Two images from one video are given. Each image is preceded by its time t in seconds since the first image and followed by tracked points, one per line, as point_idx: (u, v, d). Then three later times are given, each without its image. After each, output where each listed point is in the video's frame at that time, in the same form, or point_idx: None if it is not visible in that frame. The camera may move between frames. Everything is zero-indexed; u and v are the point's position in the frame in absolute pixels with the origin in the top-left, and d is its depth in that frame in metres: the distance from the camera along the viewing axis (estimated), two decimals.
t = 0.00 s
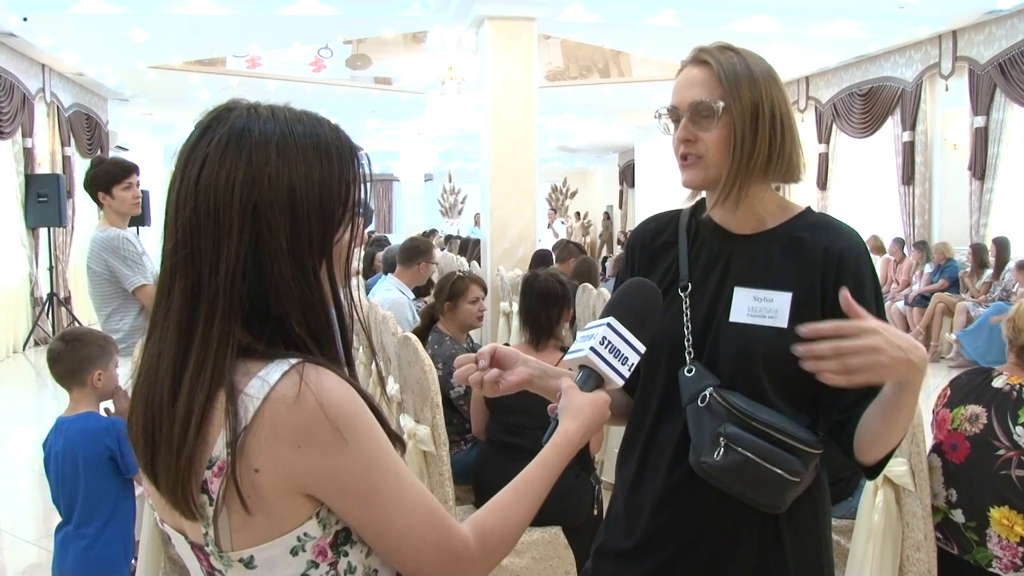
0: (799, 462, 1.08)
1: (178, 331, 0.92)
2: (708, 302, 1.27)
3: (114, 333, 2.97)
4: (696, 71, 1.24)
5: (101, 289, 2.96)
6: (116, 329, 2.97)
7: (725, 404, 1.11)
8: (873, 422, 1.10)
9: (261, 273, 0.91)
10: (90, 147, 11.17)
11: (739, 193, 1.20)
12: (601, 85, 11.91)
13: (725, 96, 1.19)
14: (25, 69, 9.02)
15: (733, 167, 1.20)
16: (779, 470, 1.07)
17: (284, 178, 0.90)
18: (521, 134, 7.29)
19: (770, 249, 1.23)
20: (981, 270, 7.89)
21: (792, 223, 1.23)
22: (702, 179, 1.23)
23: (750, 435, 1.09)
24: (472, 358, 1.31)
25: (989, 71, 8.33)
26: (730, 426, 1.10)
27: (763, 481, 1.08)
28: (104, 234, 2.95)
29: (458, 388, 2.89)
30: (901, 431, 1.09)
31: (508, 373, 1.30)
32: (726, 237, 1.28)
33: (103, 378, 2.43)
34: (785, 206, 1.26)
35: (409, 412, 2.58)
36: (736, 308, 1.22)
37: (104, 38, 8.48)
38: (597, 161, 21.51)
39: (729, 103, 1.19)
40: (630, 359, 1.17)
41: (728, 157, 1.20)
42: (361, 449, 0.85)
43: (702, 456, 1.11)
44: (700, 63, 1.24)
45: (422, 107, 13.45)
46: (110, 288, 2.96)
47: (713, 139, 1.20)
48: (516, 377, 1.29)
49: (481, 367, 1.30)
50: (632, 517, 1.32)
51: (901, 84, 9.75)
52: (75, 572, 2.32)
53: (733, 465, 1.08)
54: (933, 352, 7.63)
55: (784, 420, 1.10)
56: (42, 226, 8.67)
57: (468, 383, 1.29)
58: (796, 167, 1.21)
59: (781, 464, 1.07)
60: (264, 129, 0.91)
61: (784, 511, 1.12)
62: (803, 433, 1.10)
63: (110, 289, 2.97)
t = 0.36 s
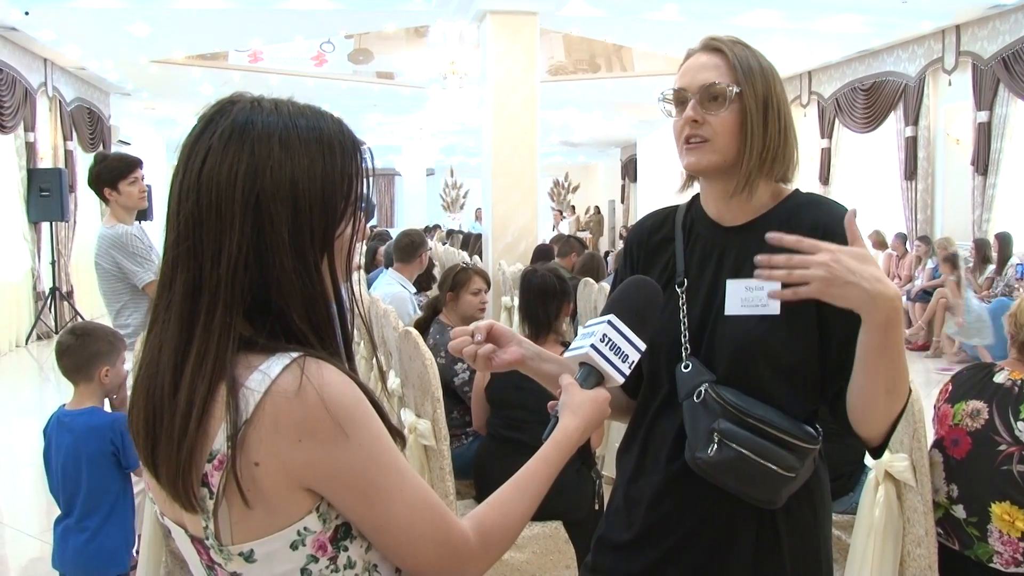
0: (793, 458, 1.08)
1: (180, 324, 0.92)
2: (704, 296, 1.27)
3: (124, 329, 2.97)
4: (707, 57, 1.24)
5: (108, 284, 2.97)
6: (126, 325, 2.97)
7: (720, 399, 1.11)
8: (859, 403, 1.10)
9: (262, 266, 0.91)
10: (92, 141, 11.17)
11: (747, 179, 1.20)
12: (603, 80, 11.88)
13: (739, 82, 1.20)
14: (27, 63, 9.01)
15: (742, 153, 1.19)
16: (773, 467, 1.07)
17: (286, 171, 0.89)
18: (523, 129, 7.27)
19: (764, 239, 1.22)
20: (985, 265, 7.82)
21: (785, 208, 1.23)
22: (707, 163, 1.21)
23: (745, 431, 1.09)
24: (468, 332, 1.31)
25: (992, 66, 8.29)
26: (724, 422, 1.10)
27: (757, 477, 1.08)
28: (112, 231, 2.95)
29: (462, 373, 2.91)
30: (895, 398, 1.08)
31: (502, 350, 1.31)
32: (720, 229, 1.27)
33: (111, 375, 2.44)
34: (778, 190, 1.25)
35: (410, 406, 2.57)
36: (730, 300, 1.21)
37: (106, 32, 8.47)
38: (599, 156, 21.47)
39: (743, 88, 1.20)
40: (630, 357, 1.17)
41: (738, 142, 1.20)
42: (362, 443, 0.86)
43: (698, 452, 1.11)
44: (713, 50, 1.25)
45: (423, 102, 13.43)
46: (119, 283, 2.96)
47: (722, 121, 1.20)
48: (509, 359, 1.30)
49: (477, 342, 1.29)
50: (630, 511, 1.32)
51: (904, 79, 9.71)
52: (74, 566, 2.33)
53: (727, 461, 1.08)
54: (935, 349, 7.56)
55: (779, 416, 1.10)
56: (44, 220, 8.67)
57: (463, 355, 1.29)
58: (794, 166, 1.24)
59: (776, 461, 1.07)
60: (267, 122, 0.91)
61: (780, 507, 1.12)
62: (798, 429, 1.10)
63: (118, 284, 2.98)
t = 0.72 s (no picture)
0: (790, 448, 1.08)
1: (178, 320, 0.92)
2: (700, 291, 1.27)
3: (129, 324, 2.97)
4: (691, 63, 1.23)
5: (116, 279, 2.97)
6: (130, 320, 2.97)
7: (717, 391, 1.11)
8: (846, 405, 1.10)
9: (261, 263, 0.90)
10: (91, 137, 11.15)
11: (734, 191, 1.20)
12: (603, 75, 11.87)
13: (721, 90, 1.19)
14: (25, 60, 8.99)
15: (727, 166, 1.19)
16: (771, 456, 1.07)
17: (286, 168, 0.89)
18: (522, 124, 7.26)
19: (759, 237, 1.22)
20: (985, 259, 7.81)
21: (781, 207, 1.22)
22: (694, 177, 1.22)
23: (742, 422, 1.09)
24: (468, 339, 1.31)
25: (992, 60, 8.27)
26: (721, 413, 1.10)
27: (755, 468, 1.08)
28: (121, 225, 2.95)
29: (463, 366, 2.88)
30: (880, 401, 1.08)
31: (504, 356, 1.31)
32: (716, 228, 1.27)
33: (114, 373, 2.44)
34: (772, 189, 1.24)
35: (410, 402, 2.57)
36: (727, 296, 1.22)
37: (104, 28, 8.45)
38: (598, 151, 21.47)
39: (725, 98, 1.18)
40: (630, 355, 1.16)
41: (723, 154, 1.20)
42: (360, 441, 0.85)
43: (694, 443, 1.11)
44: (696, 54, 1.23)
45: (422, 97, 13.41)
46: (126, 278, 2.96)
47: (705, 133, 1.19)
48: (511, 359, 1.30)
49: (478, 348, 1.29)
50: (628, 505, 1.31)
51: (903, 73, 9.69)
52: (74, 565, 2.34)
53: (723, 451, 1.08)
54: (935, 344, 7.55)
55: (775, 407, 1.10)
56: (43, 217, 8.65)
57: (464, 362, 1.28)
58: (790, 161, 1.21)
59: (772, 450, 1.07)
60: (267, 118, 0.90)
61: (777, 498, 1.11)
62: (794, 419, 1.10)
63: (124, 280, 2.97)
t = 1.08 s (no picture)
0: (786, 446, 1.08)
1: (175, 319, 0.92)
2: (698, 289, 1.27)
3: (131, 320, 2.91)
4: (692, 55, 1.23)
5: (120, 274, 2.92)
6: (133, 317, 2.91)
7: (712, 390, 1.11)
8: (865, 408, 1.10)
9: (258, 258, 0.90)
10: (91, 134, 11.15)
11: (724, 186, 1.19)
12: (603, 72, 11.86)
13: (717, 84, 1.18)
14: (25, 57, 8.99)
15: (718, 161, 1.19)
16: (768, 455, 1.07)
17: (281, 165, 0.89)
18: (522, 121, 7.26)
19: (758, 237, 1.22)
20: (984, 257, 7.81)
21: (779, 207, 1.22)
22: (686, 169, 1.23)
23: (737, 421, 1.09)
24: (469, 343, 1.30)
25: (992, 57, 8.27)
26: (716, 413, 1.10)
27: (752, 466, 1.08)
28: (129, 220, 2.94)
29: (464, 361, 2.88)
30: (892, 411, 1.09)
31: (504, 358, 1.31)
32: (715, 226, 1.27)
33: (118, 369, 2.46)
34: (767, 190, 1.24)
35: (409, 399, 2.58)
36: (726, 296, 1.22)
37: (104, 25, 8.44)
38: (598, 148, 21.46)
39: (719, 92, 1.18)
40: (628, 350, 1.16)
41: (716, 147, 1.20)
42: (358, 438, 0.85)
43: (691, 443, 1.11)
44: (698, 47, 1.23)
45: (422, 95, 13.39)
46: (131, 272, 2.92)
47: (697, 127, 1.19)
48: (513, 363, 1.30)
49: (480, 353, 1.29)
50: (626, 501, 1.32)
51: (904, 71, 9.69)
52: (72, 564, 2.33)
53: (720, 451, 1.09)
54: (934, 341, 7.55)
55: (770, 405, 1.10)
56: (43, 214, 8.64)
57: (467, 367, 1.27)
58: (784, 162, 1.20)
59: (769, 449, 1.07)
60: (262, 114, 0.90)
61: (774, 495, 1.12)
62: (791, 418, 1.10)
63: (128, 275, 2.93)
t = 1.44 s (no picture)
0: (791, 446, 1.08)
1: (172, 318, 0.92)
2: (700, 288, 1.27)
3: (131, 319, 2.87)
4: (701, 54, 1.22)
5: (120, 273, 2.89)
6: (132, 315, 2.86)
7: (717, 390, 1.11)
8: (857, 403, 1.11)
9: (255, 257, 0.90)
10: (89, 134, 11.14)
11: (749, 182, 1.20)
12: (601, 72, 11.86)
13: (734, 81, 1.18)
14: (23, 56, 8.98)
15: (745, 157, 1.19)
16: (774, 456, 1.07)
17: (279, 163, 0.89)
18: (521, 121, 7.26)
19: (762, 235, 1.22)
20: (982, 257, 7.81)
21: (783, 205, 1.22)
22: (703, 167, 1.21)
23: (743, 421, 1.09)
24: (463, 343, 1.29)
25: (990, 56, 8.28)
26: (721, 413, 1.10)
27: (759, 465, 1.08)
28: (129, 219, 2.95)
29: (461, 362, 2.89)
30: (887, 407, 1.10)
31: (499, 359, 1.31)
32: (719, 224, 1.27)
33: (114, 371, 2.49)
34: (775, 185, 1.25)
35: (408, 398, 2.58)
36: (730, 296, 1.21)
37: (102, 25, 8.44)
38: (597, 148, 21.46)
39: (738, 88, 1.18)
40: (626, 347, 1.16)
41: (736, 143, 1.20)
42: (355, 437, 0.85)
43: (696, 443, 1.12)
44: (706, 45, 1.23)
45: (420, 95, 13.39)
46: (132, 271, 2.89)
47: (718, 124, 1.18)
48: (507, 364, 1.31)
49: (474, 354, 1.29)
50: (626, 501, 1.32)
51: (902, 70, 9.70)
52: (60, 567, 2.30)
53: (724, 452, 1.09)
54: (932, 341, 7.55)
55: (774, 405, 1.10)
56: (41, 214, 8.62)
57: (461, 369, 1.27)
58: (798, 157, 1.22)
59: (775, 450, 1.07)
60: (261, 113, 0.90)
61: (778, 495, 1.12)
62: (795, 417, 1.10)
63: (127, 274, 2.89)
